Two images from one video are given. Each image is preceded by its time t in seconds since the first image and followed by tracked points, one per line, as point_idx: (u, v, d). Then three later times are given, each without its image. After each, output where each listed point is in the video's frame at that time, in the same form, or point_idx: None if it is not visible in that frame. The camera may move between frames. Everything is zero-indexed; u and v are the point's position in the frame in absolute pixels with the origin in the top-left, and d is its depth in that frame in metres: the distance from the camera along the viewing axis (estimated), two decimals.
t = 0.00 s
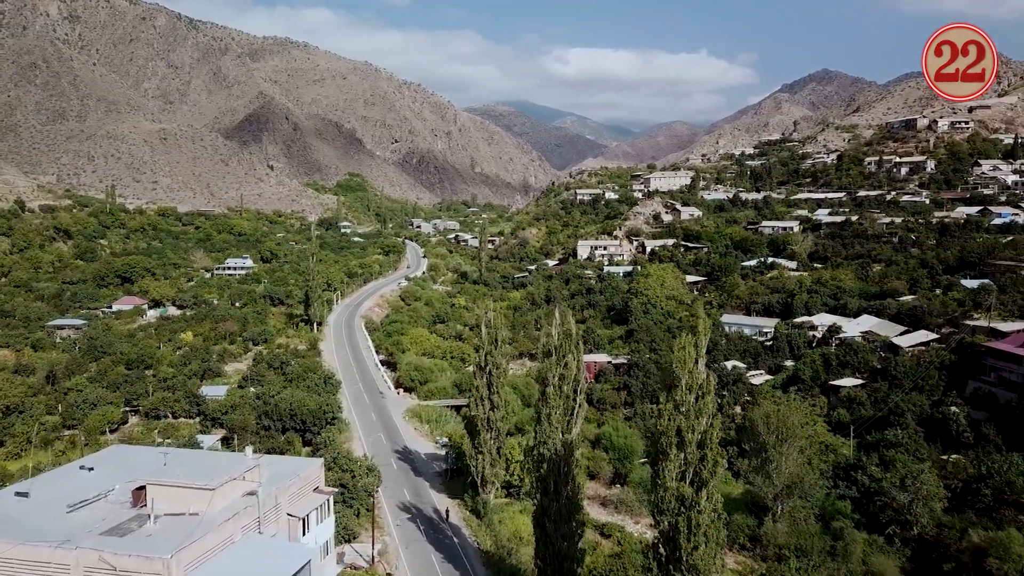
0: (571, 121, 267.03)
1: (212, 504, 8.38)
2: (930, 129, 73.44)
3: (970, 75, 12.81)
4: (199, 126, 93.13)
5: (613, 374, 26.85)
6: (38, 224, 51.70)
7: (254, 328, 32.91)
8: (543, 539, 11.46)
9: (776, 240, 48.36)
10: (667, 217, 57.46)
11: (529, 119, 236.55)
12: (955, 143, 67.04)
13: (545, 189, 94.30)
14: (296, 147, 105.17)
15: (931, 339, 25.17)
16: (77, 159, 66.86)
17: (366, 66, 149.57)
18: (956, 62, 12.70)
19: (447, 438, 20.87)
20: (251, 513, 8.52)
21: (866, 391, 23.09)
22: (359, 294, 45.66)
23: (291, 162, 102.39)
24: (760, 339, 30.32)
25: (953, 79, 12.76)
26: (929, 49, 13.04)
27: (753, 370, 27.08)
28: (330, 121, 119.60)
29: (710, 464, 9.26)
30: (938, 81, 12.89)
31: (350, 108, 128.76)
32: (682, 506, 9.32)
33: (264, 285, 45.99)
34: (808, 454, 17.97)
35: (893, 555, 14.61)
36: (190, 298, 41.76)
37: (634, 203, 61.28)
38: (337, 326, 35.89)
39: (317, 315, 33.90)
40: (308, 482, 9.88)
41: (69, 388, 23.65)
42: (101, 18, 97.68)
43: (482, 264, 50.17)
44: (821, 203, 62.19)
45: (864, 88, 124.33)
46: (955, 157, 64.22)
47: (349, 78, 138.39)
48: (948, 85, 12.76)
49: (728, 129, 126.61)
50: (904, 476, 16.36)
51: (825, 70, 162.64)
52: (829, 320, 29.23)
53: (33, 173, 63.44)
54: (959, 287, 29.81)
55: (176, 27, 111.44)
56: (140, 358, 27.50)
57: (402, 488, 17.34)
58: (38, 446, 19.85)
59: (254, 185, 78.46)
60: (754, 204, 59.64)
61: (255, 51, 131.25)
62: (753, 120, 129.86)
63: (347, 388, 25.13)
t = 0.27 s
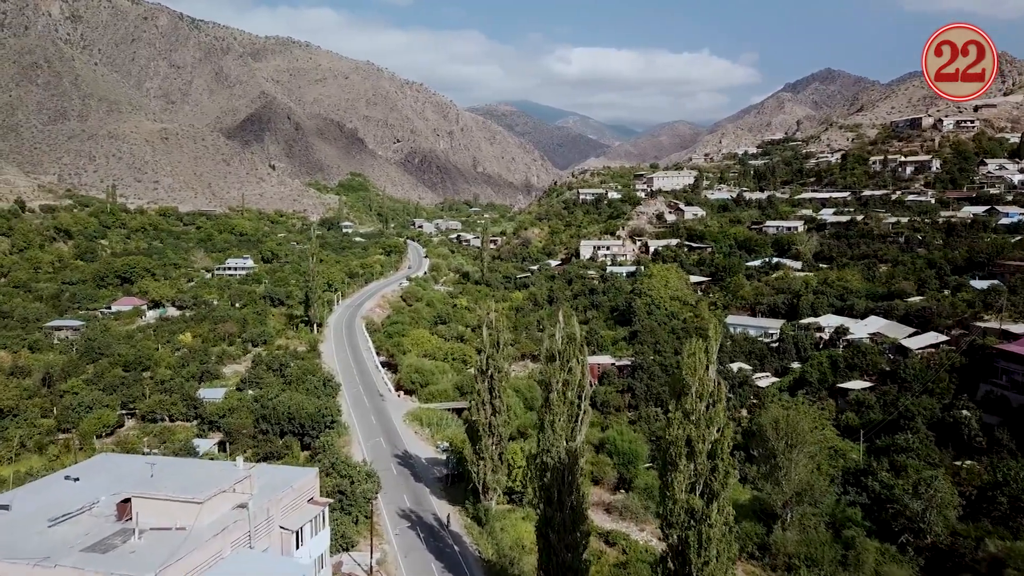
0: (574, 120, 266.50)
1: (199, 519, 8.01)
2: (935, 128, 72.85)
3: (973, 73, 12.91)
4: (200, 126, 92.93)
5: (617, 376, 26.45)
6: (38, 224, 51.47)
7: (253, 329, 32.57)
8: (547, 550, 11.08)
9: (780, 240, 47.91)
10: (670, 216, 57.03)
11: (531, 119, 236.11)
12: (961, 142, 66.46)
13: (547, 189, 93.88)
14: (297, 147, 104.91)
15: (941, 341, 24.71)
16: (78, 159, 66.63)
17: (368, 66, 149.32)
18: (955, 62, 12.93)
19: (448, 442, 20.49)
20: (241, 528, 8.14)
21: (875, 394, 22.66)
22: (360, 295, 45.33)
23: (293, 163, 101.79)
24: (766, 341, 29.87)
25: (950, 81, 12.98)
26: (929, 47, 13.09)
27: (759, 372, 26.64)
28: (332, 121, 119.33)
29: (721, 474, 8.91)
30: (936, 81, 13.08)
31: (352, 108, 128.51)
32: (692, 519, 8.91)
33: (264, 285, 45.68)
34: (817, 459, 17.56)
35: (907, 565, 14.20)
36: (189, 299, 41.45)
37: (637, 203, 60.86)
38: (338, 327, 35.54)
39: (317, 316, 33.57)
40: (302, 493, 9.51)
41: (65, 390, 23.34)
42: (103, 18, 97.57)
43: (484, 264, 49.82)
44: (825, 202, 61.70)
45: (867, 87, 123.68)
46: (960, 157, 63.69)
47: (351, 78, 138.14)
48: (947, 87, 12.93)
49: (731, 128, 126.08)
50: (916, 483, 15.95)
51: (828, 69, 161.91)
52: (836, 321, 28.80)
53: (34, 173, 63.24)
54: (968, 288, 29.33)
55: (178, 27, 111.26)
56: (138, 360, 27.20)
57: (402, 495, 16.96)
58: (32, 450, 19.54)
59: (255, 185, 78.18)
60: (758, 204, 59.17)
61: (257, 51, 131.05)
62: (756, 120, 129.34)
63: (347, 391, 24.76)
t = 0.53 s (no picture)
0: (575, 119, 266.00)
1: (187, 534, 7.70)
2: (940, 127, 72.31)
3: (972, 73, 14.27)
4: (202, 125, 92.69)
5: (620, 379, 26.04)
6: (38, 224, 51.16)
7: (252, 330, 32.23)
8: (550, 562, 10.73)
9: (785, 240, 47.48)
10: (673, 216, 56.61)
11: (533, 118, 235.50)
12: (966, 141, 65.93)
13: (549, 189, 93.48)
14: (299, 147, 104.54)
15: (951, 343, 24.25)
16: (78, 159, 66.37)
17: (369, 65, 149.01)
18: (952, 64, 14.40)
19: (448, 446, 20.10)
20: (230, 542, 7.82)
21: (884, 397, 22.23)
22: (361, 295, 44.98)
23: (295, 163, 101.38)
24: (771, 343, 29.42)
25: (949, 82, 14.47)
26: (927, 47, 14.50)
27: (765, 374, 26.20)
28: (334, 121, 118.99)
29: (733, 488, 8.86)
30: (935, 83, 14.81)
31: (354, 108, 128.21)
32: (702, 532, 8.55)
33: (264, 286, 45.32)
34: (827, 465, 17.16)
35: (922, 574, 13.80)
36: (189, 300, 41.13)
37: (640, 202, 60.44)
38: (338, 328, 35.21)
39: (317, 316, 33.24)
40: (296, 505, 9.18)
41: (61, 393, 23.02)
42: (104, 18, 97.33)
43: (486, 264, 49.45)
44: (830, 202, 61.22)
45: (870, 86, 123.08)
46: (965, 156, 63.18)
47: (353, 77, 137.86)
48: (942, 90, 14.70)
49: (734, 128, 125.57)
50: (929, 489, 15.55)
51: (831, 68, 161.23)
52: (843, 323, 28.35)
53: (34, 173, 63.00)
54: (977, 289, 28.89)
55: (180, 27, 110.97)
56: (135, 362, 26.86)
57: (401, 501, 16.60)
58: (25, 454, 19.20)
59: (256, 185, 77.83)
60: (761, 203, 58.68)
61: (258, 50, 130.73)
62: (758, 119, 128.79)
63: (346, 394, 24.41)
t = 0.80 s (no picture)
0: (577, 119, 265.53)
1: (175, 548, 7.60)
2: (944, 126, 71.85)
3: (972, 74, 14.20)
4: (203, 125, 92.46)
5: (623, 381, 25.69)
6: (38, 225, 50.93)
7: (251, 331, 31.92)
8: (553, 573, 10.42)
9: (788, 240, 47.12)
10: (675, 216, 56.21)
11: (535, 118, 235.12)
12: (970, 141, 65.50)
13: (551, 188, 93.12)
14: (300, 147, 104.22)
15: (959, 344, 23.87)
16: (79, 159, 66.17)
17: (371, 65, 148.73)
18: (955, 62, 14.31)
19: (449, 450, 19.76)
20: (219, 557, 7.72)
21: (892, 399, 21.86)
22: (361, 296, 44.70)
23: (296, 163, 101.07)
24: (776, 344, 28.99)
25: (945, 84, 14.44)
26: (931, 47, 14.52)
27: (770, 376, 25.80)
28: (335, 121, 118.70)
29: (743, 500, 8.98)
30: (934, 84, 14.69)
31: (355, 108, 127.95)
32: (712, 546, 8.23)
33: (264, 286, 45.04)
34: (835, 470, 16.83)
35: None
36: (188, 300, 40.85)
37: (642, 202, 60.02)
38: (338, 329, 34.89)
39: (317, 317, 32.93)
40: (289, 515, 9.06)
41: (57, 396, 22.74)
42: (106, 18, 97.13)
43: (487, 264, 49.13)
44: (833, 202, 60.83)
45: (873, 86, 122.61)
46: (970, 155, 62.68)
47: (354, 77, 137.62)
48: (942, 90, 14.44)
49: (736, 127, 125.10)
50: (941, 496, 15.20)
51: (833, 68, 160.66)
52: (849, 324, 27.97)
53: (35, 174, 62.80)
54: (985, 290, 28.52)
55: (181, 27, 110.73)
56: (132, 364, 26.58)
57: (400, 507, 16.27)
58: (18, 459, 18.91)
59: (257, 185, 77.56)
60: (764, 203, 58.28)
61: (260, 50, 130.47)
62: (760, 119, 128.26)
63: (346, 396, 24.08)
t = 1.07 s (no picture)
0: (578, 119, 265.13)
1: (159, 564, 7.47)
2: (949, 126, 71.37)
3: (967, 75, 17.86)
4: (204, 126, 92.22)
5: (627, 383, 25.29)
6: (38, 225, 50.66)
7: (250, 333, 31.56)
8: None
9: (793, 240, 46.71)
10: (679, 216, 55.80)
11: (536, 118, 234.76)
12: (976, 140, 65.00)
13: (553, 188, 92.72)
14: (301, 147, 103.87)
15: (969, 347, 23.45)
16: (80, 159, 65.93)
17: (373, 65, 148.47)
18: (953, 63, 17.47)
19: (449, 455, 19.37)
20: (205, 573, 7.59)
21: (901, 403, 21.45)
22: (362, 297, 44.37)
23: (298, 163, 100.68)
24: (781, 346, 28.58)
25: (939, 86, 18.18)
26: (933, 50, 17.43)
27: (776, 379, 25.33)
28: (337, 121, 118.39)
29: (757, 514, 8.78)
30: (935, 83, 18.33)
31: (357, 108, 127.71)
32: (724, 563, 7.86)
33: (264, 287, 44.73)
34: (845, 477, 16.43)
35: None
36: (188, 301, 40.56)
37: (645, 202, 59.61)
38: (338, 330, 34.51)
39: (316, 319, 32.58)
40: (281, 529, 8.89)
41: (51, 398, 22.40)
42: (108, 18, 96.92)
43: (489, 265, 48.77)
44: (837, 202, 60.40)
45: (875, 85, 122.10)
46: (975, 154, 62.19)
47: (356, 77, 137.31)
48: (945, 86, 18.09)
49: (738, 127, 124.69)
50: (955, 503, 14.81)
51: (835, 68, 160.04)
52: (856, 326, 27.56)
53: (36, 174, 62.57)
54: (993, 291, 28.10)
55: (183, 27, 110.44)
56: (129, 366, 26.24)
57: (400, 514, 15.89)
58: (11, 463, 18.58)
59: (259, 185, 77.26)
60: (768, 203, 57.84)
61: (262, 50, 130.18)
62: (762, 119, 127.86)
63: (345, 399, 23.70)
